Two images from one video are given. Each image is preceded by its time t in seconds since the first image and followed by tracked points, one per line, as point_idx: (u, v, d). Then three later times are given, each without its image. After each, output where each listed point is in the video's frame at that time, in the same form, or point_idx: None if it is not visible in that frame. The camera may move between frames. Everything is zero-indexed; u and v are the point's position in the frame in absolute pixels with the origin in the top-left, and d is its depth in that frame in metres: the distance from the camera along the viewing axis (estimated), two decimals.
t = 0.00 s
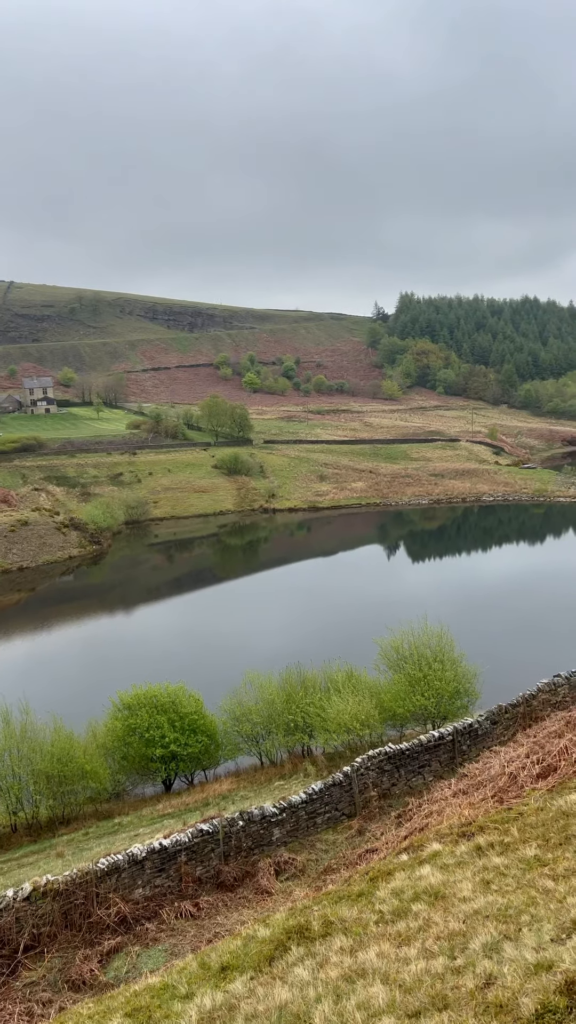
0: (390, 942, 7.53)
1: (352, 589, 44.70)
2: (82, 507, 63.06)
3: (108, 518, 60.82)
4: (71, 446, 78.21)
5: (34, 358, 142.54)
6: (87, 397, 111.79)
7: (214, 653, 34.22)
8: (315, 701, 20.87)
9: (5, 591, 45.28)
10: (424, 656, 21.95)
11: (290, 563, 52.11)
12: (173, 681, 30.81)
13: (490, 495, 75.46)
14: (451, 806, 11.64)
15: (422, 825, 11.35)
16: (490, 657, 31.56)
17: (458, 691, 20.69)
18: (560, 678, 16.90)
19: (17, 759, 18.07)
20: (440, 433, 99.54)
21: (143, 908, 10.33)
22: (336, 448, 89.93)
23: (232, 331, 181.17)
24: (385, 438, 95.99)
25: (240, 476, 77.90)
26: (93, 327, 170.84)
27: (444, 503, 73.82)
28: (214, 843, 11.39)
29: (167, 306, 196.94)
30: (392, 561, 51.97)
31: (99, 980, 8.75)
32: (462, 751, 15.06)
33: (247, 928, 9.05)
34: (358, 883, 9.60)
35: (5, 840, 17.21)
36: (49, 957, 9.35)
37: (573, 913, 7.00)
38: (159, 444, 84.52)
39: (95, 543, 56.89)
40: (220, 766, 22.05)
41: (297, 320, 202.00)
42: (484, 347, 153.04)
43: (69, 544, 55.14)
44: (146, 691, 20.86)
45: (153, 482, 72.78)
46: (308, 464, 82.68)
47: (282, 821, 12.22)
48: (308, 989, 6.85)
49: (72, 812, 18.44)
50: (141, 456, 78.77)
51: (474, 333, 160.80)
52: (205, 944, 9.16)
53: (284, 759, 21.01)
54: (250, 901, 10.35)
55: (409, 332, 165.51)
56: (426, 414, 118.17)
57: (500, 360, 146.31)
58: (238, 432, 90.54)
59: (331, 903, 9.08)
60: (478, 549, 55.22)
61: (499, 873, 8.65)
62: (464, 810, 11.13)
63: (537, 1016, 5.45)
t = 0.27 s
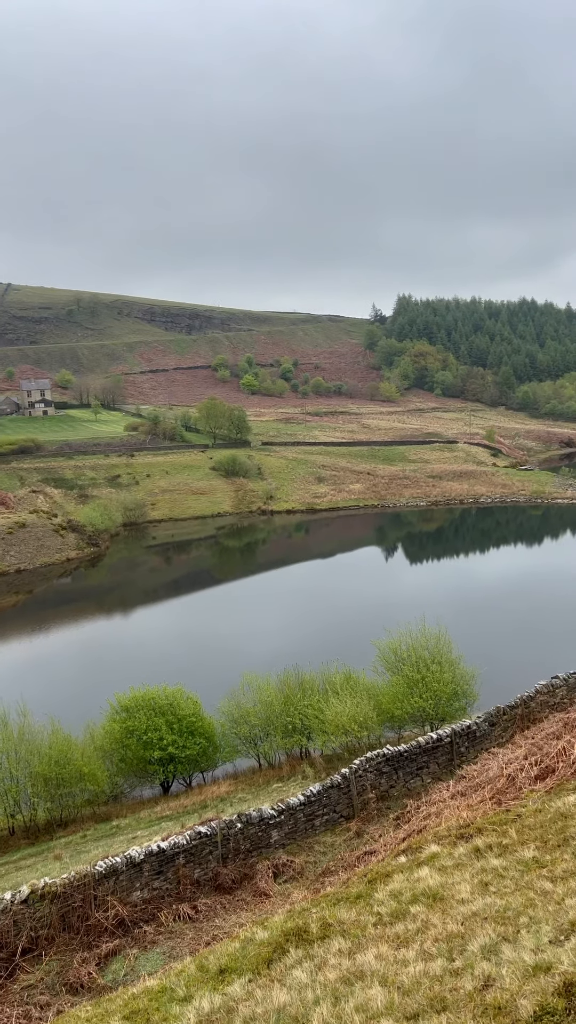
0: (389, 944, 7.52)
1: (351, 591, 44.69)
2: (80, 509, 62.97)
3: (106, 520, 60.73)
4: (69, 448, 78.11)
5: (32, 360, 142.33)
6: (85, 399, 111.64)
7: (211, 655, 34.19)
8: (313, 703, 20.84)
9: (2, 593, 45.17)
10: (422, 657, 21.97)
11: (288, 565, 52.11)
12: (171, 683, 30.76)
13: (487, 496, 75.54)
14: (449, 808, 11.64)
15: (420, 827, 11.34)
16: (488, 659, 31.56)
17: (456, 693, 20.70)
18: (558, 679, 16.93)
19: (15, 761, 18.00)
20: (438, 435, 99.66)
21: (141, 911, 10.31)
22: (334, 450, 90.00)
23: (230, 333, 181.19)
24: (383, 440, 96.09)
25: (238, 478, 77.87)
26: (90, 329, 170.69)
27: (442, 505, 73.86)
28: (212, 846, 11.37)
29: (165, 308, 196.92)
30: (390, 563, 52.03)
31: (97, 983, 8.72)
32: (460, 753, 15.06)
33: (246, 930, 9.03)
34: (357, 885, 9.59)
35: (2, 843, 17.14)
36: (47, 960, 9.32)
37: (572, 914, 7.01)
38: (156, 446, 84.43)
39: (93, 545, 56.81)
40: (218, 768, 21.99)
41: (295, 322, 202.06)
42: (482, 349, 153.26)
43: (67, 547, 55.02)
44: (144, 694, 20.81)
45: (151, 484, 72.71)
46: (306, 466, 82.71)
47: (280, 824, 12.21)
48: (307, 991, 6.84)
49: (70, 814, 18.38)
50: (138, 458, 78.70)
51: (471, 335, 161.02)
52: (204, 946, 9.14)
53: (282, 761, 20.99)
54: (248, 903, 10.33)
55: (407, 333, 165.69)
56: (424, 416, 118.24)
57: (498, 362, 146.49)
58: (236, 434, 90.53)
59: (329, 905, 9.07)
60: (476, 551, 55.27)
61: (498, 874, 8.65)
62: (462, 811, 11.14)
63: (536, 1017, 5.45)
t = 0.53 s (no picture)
0: (388, 947, 7.51)
1: (349, 593, 44.67)
2: (79, 511, 62.93)
3: (105, 521, 60.72)
4: (68, 450, 78.08)
5: (30, 362, 142.29)
6: (84, 401, 111.64)
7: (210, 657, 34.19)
8: (312, 705, 20.82)
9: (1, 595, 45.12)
10: (420, 659, 21.98)
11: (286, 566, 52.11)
12: (169, 685, 30.71)
13: (486, 498, 75.67)
14: (448, 810, 11.63)
15: (419, 829, 11.32)
16: (487, 661, 31.57)
17: (455, 695, 20.70)
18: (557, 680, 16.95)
19: (14, 764, 17.97)
20: (437, 436, 99.75)
21: (140, 913, 10.29)
22: (333, 451, 90.06)
23: (229, 335, 181.24)
24: (382, 441, 96.20)
25: (236, 480, 77.88)
26: (89, 331, 170.75)
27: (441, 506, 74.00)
28: (211, 848, 11.35)
29: (164, 310, 197.04)
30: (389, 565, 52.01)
31: (96, 986, 8.70)
32: (459, 755, 15.05)
33: (245, 932, 9.02)
34: (356, 887, 9.58)
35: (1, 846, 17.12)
36: (45, 962, 9.30)
37: (571, 916, 7.01)
38: (155, 447, 84.44)
39: (91, 547, 56.77)
40: (217, 770, 21.96)
41: (294, 323, 202.29)
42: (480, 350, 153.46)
43: (66, 549, 54.98)
44: (143, 696, 20.79)
45: (150, 486, 72.70)
46: (305, 467, 82.75)
47: (279, 826, 12.19)
48: (306, 993, 6.84)
49: (69, 816, 18.35)
50: (137, 460, 78.69)
51: (470, 336, 161.21)
52: (203, 949, 9.12)
53: (281, 763, 20.97)
54: (247, 905, 10.32)
55: (405, 335, 165.89)
56: (423, 418, 118.36)
57: (497, 364, 146.65)
58: (235, 435, 90.57)
59: (328, 907, 9.06)
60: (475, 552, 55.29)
61: (497, 876, 8.65)
62: (461, 813, 11.13)
63: (535, 1018, 5.46)
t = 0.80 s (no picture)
0: (388, 948, 7.50)
1: (349, 594, 44.67)
2: (78, 513, 62.87)
3: (104, 523, 60.67)
4: (67, 452, 78.03)
5: (29, 363, 142.18)
6: (83, 402, 111.56)
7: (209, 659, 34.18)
8: (311, 707, 20.81)
9: None
10: (419, 660, 21.99)
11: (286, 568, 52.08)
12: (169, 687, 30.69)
13: (485, 499, 75.76)
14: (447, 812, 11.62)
15: (419, 831, 11.32)
16: (486, 662, 31.59)
17: (455, 696, 20.70)
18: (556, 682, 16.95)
19: (13, 765, 17.94)
20: (436, 437, 99.80)
21: (140, 915, 10.28)
22: (332, 453, 90.08)
23: (228, 336, 181.28)
24: (381, 442, 96.22)
25: (236, 481, 77.87)
26: (88, 332, 170.64)
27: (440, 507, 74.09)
28: (210, 850, 11.33)
29: (163, 312, 196.98)
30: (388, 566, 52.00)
31: (95, 988, 8.68)
32: (459, 756, 15.04)
33: (244, 934, 9.01)
34: (355, 889, 9.57)
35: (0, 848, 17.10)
36: (45, 965, 9.28)
37: (571, 917, 7.01)
38: (154, 449, 84.41)
39: (90, 548, 56.70)
40: (216, 772, 21.93)
41: (293, 325, 202.41)
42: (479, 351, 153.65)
43: (65, 551, 54.93)
44: (142, 697, 20.76)
45: (149, 487, 72.66)
46: (304, 468, 82.78)
47: (279, 827, 12.17)
48: (305, 995, 6.83)
49: (68, 818, 18.32)
50: (136, 462, 78.64)
51: (469, 337, 161.40)
52: (203, 950, 9.11)
53: (280, 764, 20.96)
54: (246, 907, 10.31)
55: (404, 336, 166.02)
56: (422, 419, 118.43)
57: (496, 365, 146.79)
58: (234, 437, 90.57)
59: (328, 909, 9.04)
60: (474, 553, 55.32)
61: (496, 878, 8.64)
62: (461, 815, 11.11)
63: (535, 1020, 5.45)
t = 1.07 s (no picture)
0: (388, 950, 7.49)
1: (348, 595, 44.64)
2: (78, 514, 62.84)
3: (103, 524, 60.69)
4: (66, 453, 77.99)
5: (29, 365, 142.15)
6: (82, 404, 111.59)
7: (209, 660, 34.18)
8: (311, 708, 20.81)
9: None
10: (419, 661, 22.00)
11: (285, 569, 52.04)
12: (169, 688, 30.64)
13: (485, 500, 75.79)
14: (447, 813, 11.62)
15: (419, 831, 11.35)
16: (485, 663, 31.59)
17: (454, 696, 20.71)
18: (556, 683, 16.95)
19: (13, 767, 17.92)
20: (436, 439, 99.83)
21: (140, 916, 10.27)
22: (331, 454, 90.09)
23: (227, 338, 181.27)
24: (380, 444, 96.23)
25: (235, 483, 77.88)
26: (88, 334, 170.63)
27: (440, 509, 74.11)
28: (210, 852, 11.32)
29: (162, 313, 196.91)
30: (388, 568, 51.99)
31: (96, 990, 8.66)
32: (459, 758, 15.03)
33: (244, 936, 9.01)
34: (355, 890, 9.56)
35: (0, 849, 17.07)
36: (44, 967, 9.27)
37: (571, 919, 7.01)
38: (154, 450, 84.39)
39: (90, 550, 56.67)
40: (216, 772, 21.90)
41: (292, 327, 202.41)
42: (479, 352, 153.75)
43: (65, 553, 54.93)
44: (142, 699, 20.73)
45: (149, 489, 72.63)
46: (304, 470, 82.77)
47: (279, 829, 12.15)
48: (306, 997, 6.81)
49: (68, 819, 18.26)
50: (136, 463, 78.61)
51: (468, 339, 161.52)
52: (203, 952, 9.10)
53: (280, 765, 20.96)
54: (246, 909, 10.30)
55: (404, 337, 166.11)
56: (421, 420, 118.47)
57: (495, 366, 146.84)
58: (233, 438, 90.58)
59: (328, 910, 9.04)
60: (474, 554, 55.33)
61: (496, 879, 8.64)
62: (461, 816, 11.11)
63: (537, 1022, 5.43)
